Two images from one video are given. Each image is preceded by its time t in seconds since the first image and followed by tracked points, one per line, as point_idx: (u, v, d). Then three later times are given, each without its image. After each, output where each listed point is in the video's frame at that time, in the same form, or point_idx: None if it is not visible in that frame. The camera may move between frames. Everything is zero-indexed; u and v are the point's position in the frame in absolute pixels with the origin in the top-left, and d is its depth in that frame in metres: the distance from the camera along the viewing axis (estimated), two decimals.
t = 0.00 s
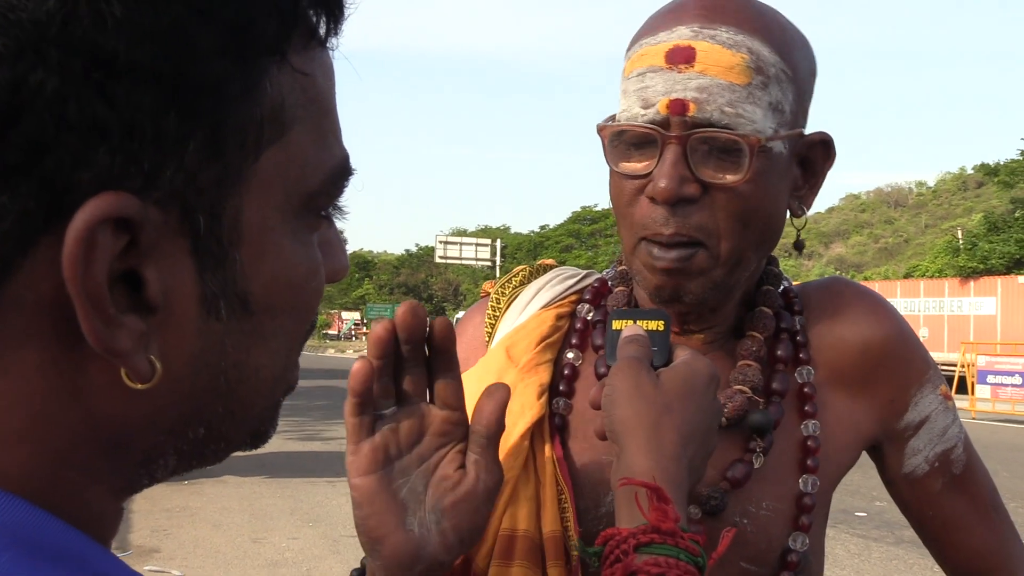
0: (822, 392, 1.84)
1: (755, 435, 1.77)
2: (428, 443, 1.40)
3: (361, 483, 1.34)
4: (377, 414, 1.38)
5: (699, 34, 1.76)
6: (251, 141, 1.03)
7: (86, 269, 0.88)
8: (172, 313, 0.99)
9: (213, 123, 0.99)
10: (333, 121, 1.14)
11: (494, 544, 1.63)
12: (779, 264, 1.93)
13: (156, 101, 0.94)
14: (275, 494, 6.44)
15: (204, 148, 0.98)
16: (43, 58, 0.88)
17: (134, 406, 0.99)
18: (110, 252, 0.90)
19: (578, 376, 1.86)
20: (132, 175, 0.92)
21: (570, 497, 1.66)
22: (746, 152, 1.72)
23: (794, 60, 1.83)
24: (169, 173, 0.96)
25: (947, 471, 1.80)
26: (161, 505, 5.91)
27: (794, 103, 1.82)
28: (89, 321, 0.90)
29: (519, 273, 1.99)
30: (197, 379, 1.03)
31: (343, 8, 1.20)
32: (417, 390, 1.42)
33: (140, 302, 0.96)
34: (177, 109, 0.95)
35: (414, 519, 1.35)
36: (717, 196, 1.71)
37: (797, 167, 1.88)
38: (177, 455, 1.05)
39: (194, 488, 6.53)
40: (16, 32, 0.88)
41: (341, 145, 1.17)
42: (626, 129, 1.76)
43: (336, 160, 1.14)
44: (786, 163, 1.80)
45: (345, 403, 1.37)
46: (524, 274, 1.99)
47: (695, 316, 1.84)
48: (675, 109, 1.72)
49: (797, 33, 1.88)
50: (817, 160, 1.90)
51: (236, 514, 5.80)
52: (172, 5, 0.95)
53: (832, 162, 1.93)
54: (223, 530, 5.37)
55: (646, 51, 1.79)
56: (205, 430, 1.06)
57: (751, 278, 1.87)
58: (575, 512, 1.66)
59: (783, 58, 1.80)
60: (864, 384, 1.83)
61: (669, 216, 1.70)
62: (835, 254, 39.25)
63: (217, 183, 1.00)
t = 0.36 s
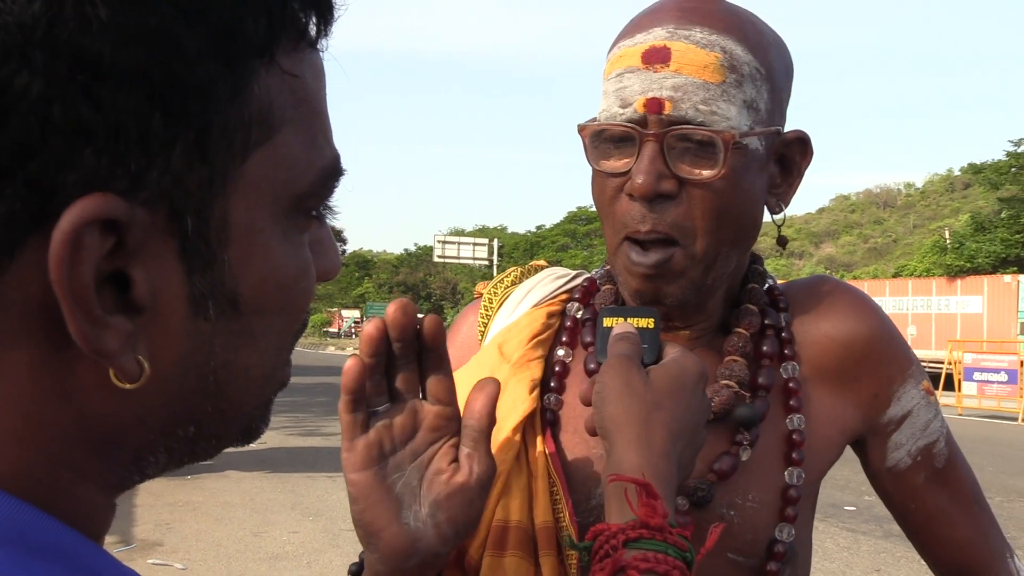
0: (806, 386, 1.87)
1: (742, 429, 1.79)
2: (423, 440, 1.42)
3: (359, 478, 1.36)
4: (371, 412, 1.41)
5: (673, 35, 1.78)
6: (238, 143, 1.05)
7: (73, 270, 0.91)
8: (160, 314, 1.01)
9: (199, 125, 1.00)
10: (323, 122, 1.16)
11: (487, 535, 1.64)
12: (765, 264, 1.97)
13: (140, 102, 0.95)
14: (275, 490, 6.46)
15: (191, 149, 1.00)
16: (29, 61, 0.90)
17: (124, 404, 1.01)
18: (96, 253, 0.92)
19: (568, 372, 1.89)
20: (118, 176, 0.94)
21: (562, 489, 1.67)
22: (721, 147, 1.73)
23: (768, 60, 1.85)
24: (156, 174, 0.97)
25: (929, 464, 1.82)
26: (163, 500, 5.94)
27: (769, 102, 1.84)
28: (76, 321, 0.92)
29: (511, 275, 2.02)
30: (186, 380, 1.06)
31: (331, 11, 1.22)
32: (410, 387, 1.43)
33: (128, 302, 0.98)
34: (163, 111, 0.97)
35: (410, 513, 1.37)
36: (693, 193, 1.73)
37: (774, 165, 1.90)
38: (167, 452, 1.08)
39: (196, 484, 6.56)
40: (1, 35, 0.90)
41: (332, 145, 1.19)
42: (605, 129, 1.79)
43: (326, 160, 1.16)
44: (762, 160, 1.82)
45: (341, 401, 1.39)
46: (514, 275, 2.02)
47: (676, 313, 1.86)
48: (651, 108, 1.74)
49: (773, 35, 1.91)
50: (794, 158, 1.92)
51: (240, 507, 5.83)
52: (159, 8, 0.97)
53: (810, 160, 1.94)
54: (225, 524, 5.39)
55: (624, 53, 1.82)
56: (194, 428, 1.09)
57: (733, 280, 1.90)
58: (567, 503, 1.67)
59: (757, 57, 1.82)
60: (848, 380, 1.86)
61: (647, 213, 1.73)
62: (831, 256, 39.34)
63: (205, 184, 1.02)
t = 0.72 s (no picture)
0: (799, 386, 1.89)
1: (738, 428, 1.82)
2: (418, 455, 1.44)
3: (355, 494, 1.37)
4: (368, 426, 1.41)
5: (667, 40, 1.79)
6: (235, 144, 1.06)
7: (69, 270, 0.91)
8: (155, 314, 1.02)
9: (196, 126, 1.01)
10: (320, 124, 1.17)
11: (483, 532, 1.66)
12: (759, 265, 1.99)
13: (138, 103, 0.96)
14: (266, 489, 6.50)
15: (188, 149, 1.01)
16: (27, 62, 0.91)
17: (119, 401, 1.02)
18: (92, 254, 0.93)
19: (566, 372, 1.90)
20: (115, 177, 0.95)
21: (559, 489, 1.70)
22: (714, 149, 1.76)
23: (761, 62, 1.86)
24: (152, 175, 0.98)
25: (919, 462, 1.84)
26: (156, 501, 5.98)
27: (763, 104, 1.85)
28: (73, 321, 0.92)
29: (510, 273, 2.04)
30: (182, 378, 1.06)
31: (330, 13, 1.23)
32: (403, 398, 1.43)
33: (123, 302, 0.99)
34: (160, 112, 0.98)
35: (407, 523, 1.40)
36: (688, 194, 1.75)
37: (770, 166, 1.92)
38: (163, 450, 1.09)
39: (191, 484, 6.63)
40: None
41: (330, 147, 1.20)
42: (602, 132, 1.81)
43: (323, 163, 1.17)
44: (756, 163, 1.84)
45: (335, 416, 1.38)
46: (514, 273, 2.04)
47: (676, 311, 1.88)
48: (645, 112, 1.76)
49: (765, 37, 1.92)
50: (789, 158, 1.94)
51: (230, 509, 5.86)
52: (156, 9, 0.98)
53: (804, 161, 1.96)
54: (218, 525, 5.43)
55: (620, 58, 1.83)
56: (190, 426, 1.09)
57: (731, 280, 1.92)
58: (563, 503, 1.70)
59: (750, 61, 1.83)
60: (839, 378, 1.88)
61: (642, 213, 1.75)
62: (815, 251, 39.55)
63: (202, 185, 1.03)
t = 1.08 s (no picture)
0: (783, 379, 1.93)
1: (721, 422, 1.85)
2: (412, 454, 1.49)
3: (353, 496, 1.41)
4: (366, 433, 1.44)
5: (645, 43, 1.83)
6: (233, 144, 1.09)
7: (68, 269, 0.94)
8: (152, 312, 1.04)
9: (194, 128, 1.04)
10: (315, 126, 1.20)
11: (478, 527, 1.69)
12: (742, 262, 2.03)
13: (137, 104, 0.99)
14: (264, 491, 6.56)
15: (185, 150, 1.04)
16: (27, 62, 0.94)
17: (118, 396, 1.05)
18: (92, 252, 0.95)
19: (555, 368, 1.94)
20: (114, 177, 0.98)
21: (551, 483, 1.73)
22: (692, 150, 1.79)
23: (737, 64, 1.89)
24: (150, 175, 1.01)
25: (901, 453, 1.88)
26: (155, 501, 6.04)
27: (740, 105, 1.89)
28: (73, 318, 0.95)
29: (498, 275, 2.08)
30: (180, 373, 1.09)
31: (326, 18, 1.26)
32: (402, 408, 1.47)
33: (122, 300, 1.02)
34: (158, 113, 1.01)
35: (404, 523, 1.43)
36: (670, 194, 1.79)
37: (749, 164, 1.96)
38: (162, 445, 1.12)
39: (191, 484, 6.70)
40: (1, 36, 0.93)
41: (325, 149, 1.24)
42: (583, 134, 1.84)
43: (319, 164, 1.20)
44: (734, 162, 1.87)
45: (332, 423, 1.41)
46: (502, 275, 2.08)
47: (658, 306, 1.92)
48: (624, 114, 1.80)
49: (743, 38, 1.95)
50: (768, 157, 1.98)
51: (230, 510, 5.91)
52: (155, 13, 1.01)
53: (783, 159, 2.00)
54: (216, 525, 5.48)
55: (598, 62, 1.87)
56: (187, 422, 1.12)
57: (714, 273, 1.97)
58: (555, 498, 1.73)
59: (726, 62, 1.86)
60: (823, 371, 1.92)
61: (623, 212, 1.79)
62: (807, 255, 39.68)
63: (200, 185, 1.06)
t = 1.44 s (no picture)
0: (775, 376, 1.96)
1: (714, 418, 1.88)
2: (412, 456, 1.51)
3: (356, 499, 1.43)
4: (368, 438, 1.46)
5: (638, 48, 1.86)
6: (235, 147, 1.12)
7: (73, 269, 0.95)
8: (154, 312, 1.07)
9: (197, 132, 1.07)
10: (319, 132, 1.23)
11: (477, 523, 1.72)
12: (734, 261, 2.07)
13: (141, 107, 1.01)
14: (267, 485, 6.62)
15: (189, 153, 1.07)
16: (35, 65, 0.96)
17: (120, 394, 1.07)
18: (95, 253, 0.97)
19: (552, 366, 1.96)
20: (119, 180, 1.00)
21: (547, 479, 1.76)
22: (685, 153, 1.82)
23: (729, 67, 1.92)
24: (155, 178, 1.03)
25: (890, 447, 1.91)
26: (159, 496, 6.10)
27: (732, 108, 1.92)
28: (76, 318, 0.97)
29: (494, 273, 2.13)
30: (180, 373, 1.12)
31: (328, 27, 1.29)
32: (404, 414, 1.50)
33: (125, 299, 1.04)
34: (163, 117, 1.03)
35: (405, 524, 1.47)
36: (664, 196, 1.82)
37: (741, 166, 1.98)
38: (161, 443, 1.14)
39: (191, 479, 6.75)
40: (10, 38, 0.95)
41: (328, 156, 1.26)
42: (578, 137, 1.87)
43: (321, 169, 1.23)
44: (726, 163, 1.90)
45: (334, 427, 1.44)
46: (498, 273, 2.14)
47: (652, 306, 1.95)
48: (618, 118, 1.82)
49: (734, 42, 1.98)
50: (759, 158, 2.01)
51: (233, 504, 5.97)
52: (161, 19, 1.03)
53: (775, 159, 2.03)
54: (216, 520, 5.52)
55: (593, 66, 1.90)
56: (186, 420, 1.15)
57: (708, 272, 2.00)
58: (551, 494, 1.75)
59: (718, 66, 1.89)
60: (814, 367, 1.95)
61: (617, 214, 1.81)
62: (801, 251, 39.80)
63: (203, 189, 1.09)
